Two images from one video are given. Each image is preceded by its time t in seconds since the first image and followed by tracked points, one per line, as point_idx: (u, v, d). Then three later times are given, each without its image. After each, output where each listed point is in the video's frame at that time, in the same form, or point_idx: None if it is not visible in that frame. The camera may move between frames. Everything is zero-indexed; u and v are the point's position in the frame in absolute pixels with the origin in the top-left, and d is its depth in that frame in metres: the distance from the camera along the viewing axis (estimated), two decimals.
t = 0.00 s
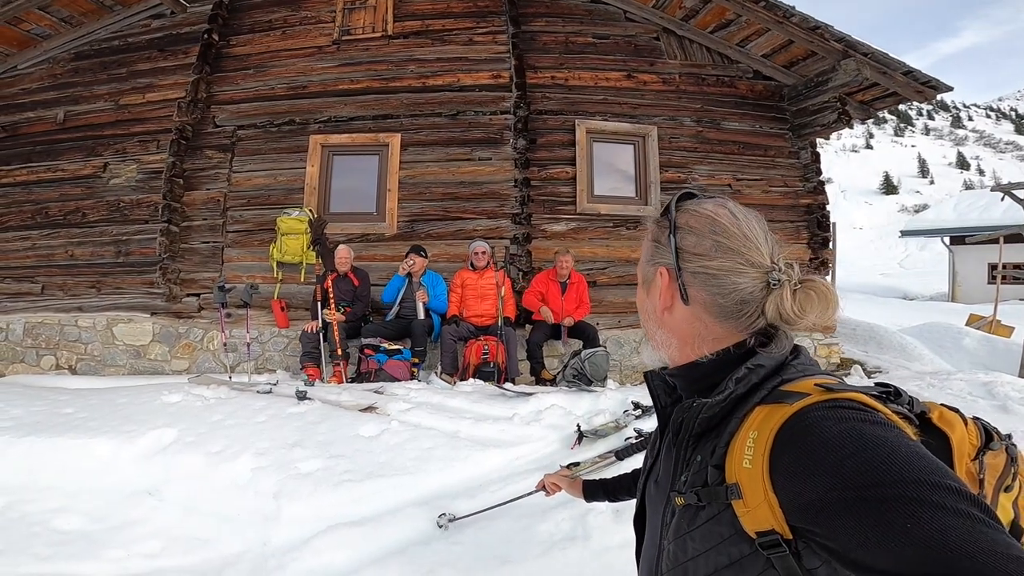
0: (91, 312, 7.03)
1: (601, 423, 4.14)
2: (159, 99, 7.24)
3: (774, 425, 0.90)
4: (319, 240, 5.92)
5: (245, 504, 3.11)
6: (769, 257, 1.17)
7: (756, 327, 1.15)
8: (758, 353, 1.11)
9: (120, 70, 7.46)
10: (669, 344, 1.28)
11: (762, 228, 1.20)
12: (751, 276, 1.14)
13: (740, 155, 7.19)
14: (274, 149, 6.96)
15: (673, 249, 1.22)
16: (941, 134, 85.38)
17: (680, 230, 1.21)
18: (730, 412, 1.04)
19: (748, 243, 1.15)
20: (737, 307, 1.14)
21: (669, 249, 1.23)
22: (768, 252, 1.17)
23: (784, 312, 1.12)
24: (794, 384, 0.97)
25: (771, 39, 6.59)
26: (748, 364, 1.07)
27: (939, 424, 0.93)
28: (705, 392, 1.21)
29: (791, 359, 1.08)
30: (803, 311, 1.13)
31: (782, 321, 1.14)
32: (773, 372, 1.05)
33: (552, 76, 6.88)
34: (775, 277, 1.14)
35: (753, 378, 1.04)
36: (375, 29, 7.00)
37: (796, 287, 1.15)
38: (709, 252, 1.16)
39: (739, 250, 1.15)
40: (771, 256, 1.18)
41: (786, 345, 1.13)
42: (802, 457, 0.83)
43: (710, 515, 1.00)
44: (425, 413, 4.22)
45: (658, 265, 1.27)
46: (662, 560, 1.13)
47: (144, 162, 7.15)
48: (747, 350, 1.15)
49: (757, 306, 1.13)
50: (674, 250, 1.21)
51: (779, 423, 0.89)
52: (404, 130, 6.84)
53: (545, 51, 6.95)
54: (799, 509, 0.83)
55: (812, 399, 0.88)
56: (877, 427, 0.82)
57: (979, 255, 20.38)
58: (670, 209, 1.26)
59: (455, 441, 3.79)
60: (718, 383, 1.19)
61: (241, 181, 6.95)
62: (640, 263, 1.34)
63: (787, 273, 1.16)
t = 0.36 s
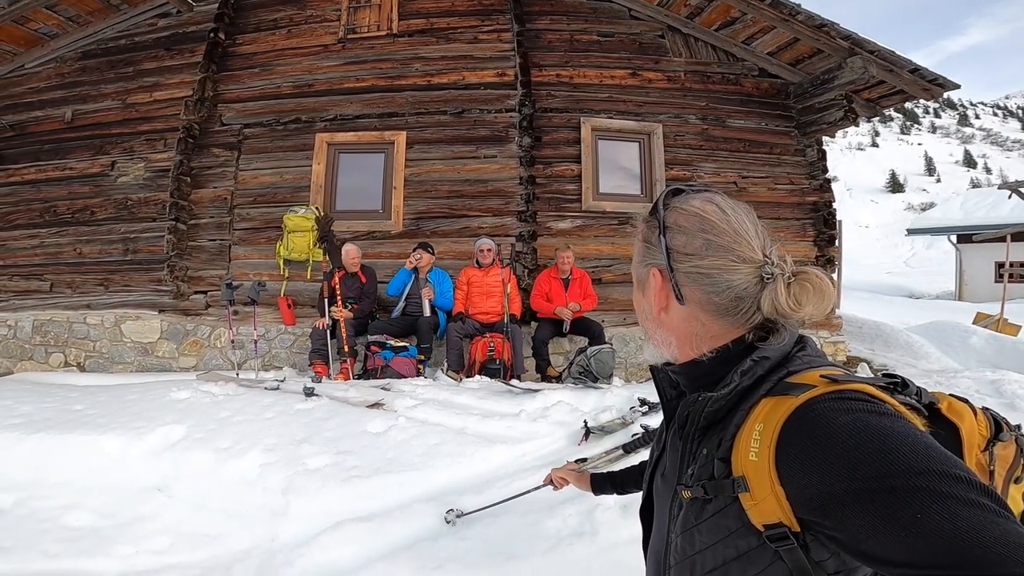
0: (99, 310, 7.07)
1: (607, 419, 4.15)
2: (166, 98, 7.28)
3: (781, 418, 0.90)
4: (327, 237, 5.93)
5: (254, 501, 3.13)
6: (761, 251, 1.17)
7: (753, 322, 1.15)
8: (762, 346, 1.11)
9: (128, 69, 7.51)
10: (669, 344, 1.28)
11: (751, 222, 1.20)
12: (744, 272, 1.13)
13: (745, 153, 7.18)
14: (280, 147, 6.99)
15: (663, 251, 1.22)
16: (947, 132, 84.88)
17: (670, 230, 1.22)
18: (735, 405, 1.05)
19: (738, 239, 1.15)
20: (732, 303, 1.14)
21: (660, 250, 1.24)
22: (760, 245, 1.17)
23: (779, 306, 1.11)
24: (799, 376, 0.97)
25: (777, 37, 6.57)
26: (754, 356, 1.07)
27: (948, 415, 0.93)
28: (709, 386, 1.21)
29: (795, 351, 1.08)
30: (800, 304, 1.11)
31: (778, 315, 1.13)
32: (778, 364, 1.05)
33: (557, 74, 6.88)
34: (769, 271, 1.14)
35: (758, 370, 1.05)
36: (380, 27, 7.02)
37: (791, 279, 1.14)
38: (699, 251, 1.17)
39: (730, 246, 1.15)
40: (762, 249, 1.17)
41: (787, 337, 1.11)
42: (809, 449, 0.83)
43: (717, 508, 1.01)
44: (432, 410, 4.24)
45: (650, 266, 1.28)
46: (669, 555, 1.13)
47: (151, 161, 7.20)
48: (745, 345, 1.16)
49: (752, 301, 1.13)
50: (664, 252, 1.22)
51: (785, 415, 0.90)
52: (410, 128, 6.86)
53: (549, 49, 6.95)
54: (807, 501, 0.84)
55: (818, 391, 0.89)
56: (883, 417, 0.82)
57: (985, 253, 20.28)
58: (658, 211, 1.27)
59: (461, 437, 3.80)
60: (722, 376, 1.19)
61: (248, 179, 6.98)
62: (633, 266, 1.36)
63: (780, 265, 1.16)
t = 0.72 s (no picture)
0: (107, 307, 7.13)
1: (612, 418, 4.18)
2: (173, 97, 7.32)
3: (778, 421, 0.92)
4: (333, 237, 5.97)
5: (262, 498, 3.16)
6: (750, 260, 1.19)
7: (746, 331, 1.17)
8: (761, 351, 1.12)
9: (135, 69, 7.56)
10: (665, 356, 1.31)
11: (736, 231, 1.22)
12: (734, 283, 1.15)
13: (750, 152, 7.18)
14: (286, 146, 7.02)
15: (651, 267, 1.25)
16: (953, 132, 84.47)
17: (657, 246, 1.24)
18: (734, 408, 1.07)
19: (725, 251, 1.17)
20: (725, 315, 1.16)
21: (649, 266, 1.26)
22: (747, 254, 1.19)
23: (772, 317, 1.13)
24: (797, 380, 0.99)
25: (782, 37, 6.58)
26: (752, 360, 1.09)
27: (945, 414, 0.95)
28: (708, 391, 1.23)
29: (793, 355, 1.10)
30: (791, 312, 1.13)
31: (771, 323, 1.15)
32: (776, 367, 1.07)
33: (562, 73, 6.90)
34: (758, 281, 1.15)
35: (757, 374, 1.07)
36: (386, 27, 7.05)
37: (780, 288, 1.16)
38: (687, 267, 1.19)
39: (717, 259, 1.17)
40: (750, 258, 1.19)
41: (782, 344, 1.13)
42: (806, 451, 0.86)
43: (718, 508, 1.03)
44: (438, 407, 4.27)
45: (640, 282, 1.30)
46: (673, 556, 1.16)
47: (159, 159, 7.25)
48: (740, 354, 1.18)
49: (744, 312, 1.15)
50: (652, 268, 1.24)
51: (782, 419, 0.92)
52: (415, 127, 6.89)
53: (554, 48, 6.97)
54: (805, 501, 0.86)
55: (814, 395, 0.91)
56: (878, 419, 0.84)
57: (991, 253, 20.20)
58: (643, 226, 1.29)
59: (467, 435, 3.83)
60: (720, 381, 1.21)
61: (254, 178, 7.02)
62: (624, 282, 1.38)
63: (769, 274, 1.17)
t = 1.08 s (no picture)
0: (112, 305, 7.17)
1: (614, 416, 4.19)
2: (177, 96, 7.36)
3: (774, 418, 0.94)
4: (337, 237, 6.06)
5: (267, 494, 3.19)
6: (754, 254, 1.20)
7: (746, 326, 1.18)
8: (759, 348, 1.14)
9: (140, 68, 7.59)
10: (665, 348, 1.32)
11: (742, 226, 1.23)
12: (737, 277, 1.17)
13: (753, 152, 7.18)
14: (290, 145, 7.05)
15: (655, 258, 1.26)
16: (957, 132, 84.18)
17: (662, 237, 1.25)
18: (731, 405, 1.08)
19: (730, 244, 1.19)
20: (727, 308, 1.17)
21: (653, 257, 1.28)
22: (751, 249, 1.20)
23: (773, 311, 1.14)
24: (793, 378, 1.01)
25: (785, 37, 6.58)
26: (750, 357, 1.11)
27: (941, 410, 0.96)
28: (706, 387, 1.25)
29: (791, 352, 1.11)
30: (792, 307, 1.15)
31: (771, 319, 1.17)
32: (774, 364, 1.09)
33: (565, 73, 6.91)
34: (761, 275, 1.17)
35: (754, 371, 1.08)
36: (389, 26, 7.07)
37: (782, 283, 1.17)
38: (691, 258, 1.20)
39: (722, 252, 1.18)
40: (754, 253, 1.20)
41: (782, 340, 1.14)
42: (801, 448, 0.87)
43: (715, 504, 1.05)
44: (441, 405, 4.29)
45: (644, 273, 1.32)
46: (670, 550, 1.18)
47: (163, 158, 7.28)
48: (740, 349, 1.20)
49: (745, 306, 1.16)
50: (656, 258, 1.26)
51: (778, 416, 0.93)
52: (418, 126, 6.91)
53: (557, 48, 6.97)
54: (799, 497, 0.88)
55: (810, 392, 0.93)
56: (872, 417, 0.86)
57: (994, 254, 20.14)
58: (650, 217, 1.30)
59: (470, 432, 3.85)
60: (719, 377, 1.23)
61: (258, 176, 7.06)
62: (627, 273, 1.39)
63: (772, 269, 1.19)
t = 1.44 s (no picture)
0: (112, 305, 7.17)
1: (613, 416, 4.19)
2: (178, 96, 7.36)
3: (775, 420, 0.93)
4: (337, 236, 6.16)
5: (267, 493, 3.19)
6: (755, 252, 1.20)
7: (748, 324, 1.18)
8: (759, 349, 1.13)
9: (141, 67, 7.60)
10: (667, 347, 1.32)
11: (743, 223, 1.23)
12: (739, 274, 1.17)
13: (753, 152, 7.18)
14: (291, 145, 7.05)
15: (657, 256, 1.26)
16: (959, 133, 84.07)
17: (665, 234, 1.25)
18: (731, 406, 1.08)
19: (732, 241, 1.19)
20: (729, 306, 1.17)
21: (655, 255, 1.27)
22: (753, 246, 1.20)
23: (776, 308, 1.14)
24: (794, 379, 1.00)
25: (786, 37, 6.57)
26: (751, 358, 1.10)
27: (942, 413, 0.96)
28: (707, 387, 1.24)
29: (792, 352, 1.11)
30: (794, 304, 1.15)
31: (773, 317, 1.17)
32: (775, 365, 1.08)
33: (565, 73, 6.91)
34: (763, 273, 1.17)
35: (755, 371, 1.08)
36: (390, 26, 7.07)
37: (785, 281, 1.17)
38: (694, 255, 1.20)
39: (724, 249, 1.18)
40: (756, 251, 1.20)
41: (783, 339, 1.14)
42: (802, 450, 0.87)
43: (713, 505, 1.05)
44: (441, 405, 4.29)
45: (646, 270, 1.32)
46: (668, 551, 1.17)
47: (164, 158, 7.28)
48: (741, 348, 1.19)
49: (748, 303, 1.16)
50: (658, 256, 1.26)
51: (779, 417, 0.93)
52: (419, 126, 6.91)
53: (558, 48, 6.97)
54: (798, 498, 0.87)
55: (811, 394, 0.92)
56: (874, 419, 0.85)
57: (996, 255, 20.12)
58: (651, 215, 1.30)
59: (470, 432, 3.85)
60: (720, 377, 1.22)
61: (259, 176, 7.06)
62: (628, 271, 1.39)
63: (774, 267, 1.19)
